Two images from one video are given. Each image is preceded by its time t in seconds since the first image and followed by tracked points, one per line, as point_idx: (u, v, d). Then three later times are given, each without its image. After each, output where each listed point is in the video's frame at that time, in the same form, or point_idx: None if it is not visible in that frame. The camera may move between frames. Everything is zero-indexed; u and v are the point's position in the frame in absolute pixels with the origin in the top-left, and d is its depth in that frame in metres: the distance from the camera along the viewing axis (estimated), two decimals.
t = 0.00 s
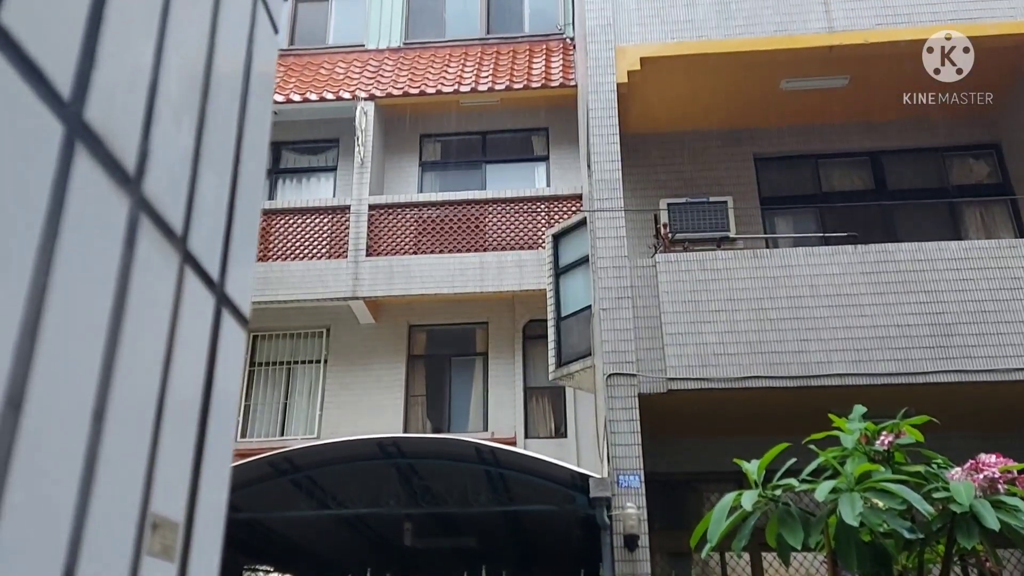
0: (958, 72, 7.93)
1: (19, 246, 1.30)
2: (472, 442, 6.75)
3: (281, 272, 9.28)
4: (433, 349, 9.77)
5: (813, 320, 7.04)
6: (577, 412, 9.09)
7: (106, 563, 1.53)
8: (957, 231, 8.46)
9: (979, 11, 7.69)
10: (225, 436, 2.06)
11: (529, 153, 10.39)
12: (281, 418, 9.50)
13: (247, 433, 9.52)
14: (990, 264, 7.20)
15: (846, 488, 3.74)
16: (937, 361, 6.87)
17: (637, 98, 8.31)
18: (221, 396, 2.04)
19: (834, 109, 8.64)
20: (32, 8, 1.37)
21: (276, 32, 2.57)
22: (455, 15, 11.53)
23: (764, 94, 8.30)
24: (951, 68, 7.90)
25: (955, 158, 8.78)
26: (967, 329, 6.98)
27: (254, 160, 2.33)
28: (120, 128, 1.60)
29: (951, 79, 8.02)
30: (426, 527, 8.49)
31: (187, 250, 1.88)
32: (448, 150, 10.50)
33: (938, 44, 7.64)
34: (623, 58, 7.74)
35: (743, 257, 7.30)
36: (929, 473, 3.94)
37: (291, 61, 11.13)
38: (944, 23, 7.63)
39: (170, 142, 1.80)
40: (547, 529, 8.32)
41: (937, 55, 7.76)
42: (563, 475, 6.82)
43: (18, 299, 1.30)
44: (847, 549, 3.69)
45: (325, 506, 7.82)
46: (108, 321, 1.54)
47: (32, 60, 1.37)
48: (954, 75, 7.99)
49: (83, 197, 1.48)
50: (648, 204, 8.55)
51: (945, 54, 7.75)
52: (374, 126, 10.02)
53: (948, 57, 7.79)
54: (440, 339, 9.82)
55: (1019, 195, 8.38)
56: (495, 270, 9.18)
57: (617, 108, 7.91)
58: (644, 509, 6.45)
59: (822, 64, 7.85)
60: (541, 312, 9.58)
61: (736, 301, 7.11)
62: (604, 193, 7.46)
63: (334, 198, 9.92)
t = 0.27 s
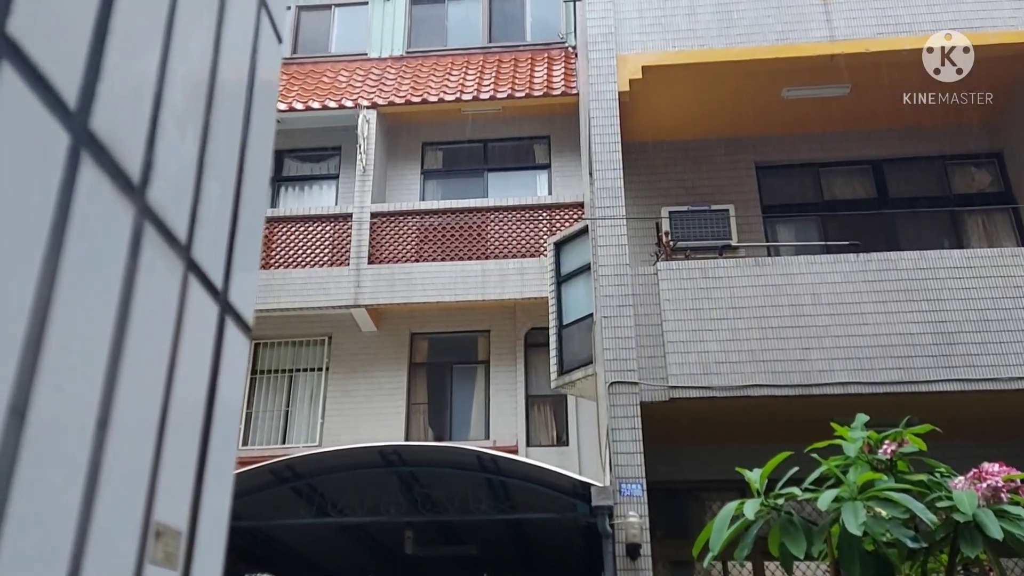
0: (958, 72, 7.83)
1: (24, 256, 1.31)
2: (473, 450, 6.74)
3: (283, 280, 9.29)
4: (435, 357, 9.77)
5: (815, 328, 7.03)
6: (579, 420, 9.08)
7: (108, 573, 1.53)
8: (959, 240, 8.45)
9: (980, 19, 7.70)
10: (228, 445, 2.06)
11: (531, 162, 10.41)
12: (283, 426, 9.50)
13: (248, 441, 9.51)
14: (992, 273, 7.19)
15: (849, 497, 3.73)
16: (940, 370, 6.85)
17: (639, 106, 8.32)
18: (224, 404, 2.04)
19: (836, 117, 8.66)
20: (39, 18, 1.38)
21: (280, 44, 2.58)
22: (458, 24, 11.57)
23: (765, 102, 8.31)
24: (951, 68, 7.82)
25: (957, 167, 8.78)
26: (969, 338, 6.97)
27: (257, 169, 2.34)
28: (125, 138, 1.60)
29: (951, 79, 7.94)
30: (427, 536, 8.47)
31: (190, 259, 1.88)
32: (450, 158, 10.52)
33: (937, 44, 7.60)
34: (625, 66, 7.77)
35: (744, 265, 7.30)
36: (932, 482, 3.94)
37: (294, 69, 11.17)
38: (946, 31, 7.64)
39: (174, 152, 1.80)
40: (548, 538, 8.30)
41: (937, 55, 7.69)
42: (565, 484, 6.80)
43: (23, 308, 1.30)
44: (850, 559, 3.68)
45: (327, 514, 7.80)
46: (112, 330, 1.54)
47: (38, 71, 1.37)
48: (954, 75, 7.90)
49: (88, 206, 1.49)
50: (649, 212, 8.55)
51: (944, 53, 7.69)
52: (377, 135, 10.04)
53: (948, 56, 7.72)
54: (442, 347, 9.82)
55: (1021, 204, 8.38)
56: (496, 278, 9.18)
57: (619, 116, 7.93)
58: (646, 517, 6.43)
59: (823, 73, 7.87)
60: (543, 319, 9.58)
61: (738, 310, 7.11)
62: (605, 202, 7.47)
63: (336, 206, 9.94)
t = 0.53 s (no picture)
0: (958, 72, 7.73)
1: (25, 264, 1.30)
2: (475, 458, 6.72)
3: (285, 286, 9.29)
4: (437, 364, 9.75)
5: (819, 335, 7.02)
6: (581, 427, 9.06)
7: None
8: (963, 247, 8.43)
9: (983, 26, 7.70)
10: (229, 453, 2.05)
11: (533, 168, 10.41)
12: (285, 432, 9.49)
13: (250, 447, 9.50)
14: (996, 280, 7.18)
15: (852, 504, 3.71)
16: (944, 377, 6.84)
17: (641, 113, 8.32)
18: (226, 412, 2.04)
19: (838, 124, 8.65)
20: (41, 26, 1.37)
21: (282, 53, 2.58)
22: (460, 31, 11.59)
23: (768, 109, 8.31)
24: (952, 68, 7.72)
25: (960, 173, 8.77)
26: (973, 345, 6.95)
27: (259, 175, 2.34)
28: (126, 146, 1.60)
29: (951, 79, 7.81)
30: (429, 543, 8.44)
31: (191, 266, 1.88)
32: (452, 165, 10.53)
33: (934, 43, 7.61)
34: (628, 73, 7.78)
35: (747, 272, 7.29)
36: (936, 489, 3.92)
37: (297, 76, 11.19)
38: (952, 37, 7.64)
39: (176, 160, 1.80)
40: (550, 545, 8.27)
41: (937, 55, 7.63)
42: (567, 491, 6.78)
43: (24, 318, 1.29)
44: (854, 566, 3.65)
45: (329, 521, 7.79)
46: (113, 340, 1.54)
47: (39, 79, 1.36)
48: (954, 75, 7.78)
49: (89, 215, 1.48)
50: (652, 219, 8.55)
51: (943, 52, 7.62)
52: (380, 141, 10.07)
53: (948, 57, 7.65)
54: (444, 354, 9.81)
55: None
56: (499, 284, 9.18)
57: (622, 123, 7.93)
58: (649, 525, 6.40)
59: (825, 80, 7.87)
60: (545, 326, 9.57)
61: (741, 317, 7.10)
62: (608, 209, 7.46)
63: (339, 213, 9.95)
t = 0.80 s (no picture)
0: (958, 72, 7.62)
1: (32, 279, 1.30)
2: (478, 468, 6.72)
3: (288, 296, 9.30)
4: (440, 374, 9.75)
5: (821, 346, 7.01)
6: (584, 437, 9.05)
7: None
8: (965, 256, 8.43)
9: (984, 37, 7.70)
10: (233, 467, 2.06)
11: (535, 178, 10.44)
12: (287, 442, 9.48)
13: (253, 457, 9.47)
14: (999, 290, 7.18)
15: (855, 515, 3.71)
16: (946, 388, 6.83)
17: (643, 123, 8.35)
18: (229, 425, 2.04)
19: (840, 135, 8.68)
20: (50, 43, 1.38)
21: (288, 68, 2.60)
22: (463, 42, 11.64)
23: (769, 119, 8.33)
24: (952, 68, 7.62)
25: (962, 184, 8.78)
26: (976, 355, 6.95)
27: (264, 188, 2.35)
28: (133, 162, 1.60)
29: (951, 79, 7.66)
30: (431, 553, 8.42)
31: (196, 280, 1.88)
32: (455, 175, 10.56)
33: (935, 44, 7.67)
34: (630, 84, 7.81)
35: (750, 282, 7.29)
36: (939, 500, 3.92)
37: (300, 87, 11.24)
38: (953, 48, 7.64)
39: (181, 174, 1.80)
40: (553, 556, 8.25)
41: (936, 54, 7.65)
42: (570, 501, 6.77)
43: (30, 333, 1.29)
44: None
45: (331, 532, 7.78)
46: (117, 354, 1.54)
47: (47, 96, 1.37)
48: (954, 75, 7.63)
49: (95, 230, 1.48)
50: (654, 229, 8.56)
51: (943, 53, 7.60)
52: (383, 151, 10.13)
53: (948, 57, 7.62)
54: (446, 364, 9.81)
55: None
56: (501, 294, 9.19)
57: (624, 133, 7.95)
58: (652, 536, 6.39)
59: (827, 90, 7.89)
60: (548, 336, 9.57)
61: (743, 327, 7.10)
62: (610, 219, 7.48)
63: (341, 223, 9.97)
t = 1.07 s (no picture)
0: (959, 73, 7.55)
1: (30, 298, 1.31)
2: (479, 479, 6.71)
3: (290, 307, 9.32)
4: (441, 384, 9.75)
5: (822, 355, 7.01)
6: (585, 448, 9.04)
7: None
8: (965, 265, 8.47)
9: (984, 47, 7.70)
10: (230, 484, 2.07)
11: (537, 188, 10.47)
12: (289, 453, 9.48)
13: (254, 469, 9.46)
14: (1001, 300, 7.16)
15: (858, 526, 3.70)
16: (948, 398, 6.82)
17: (644, 133, 8.37)
18: (226, 440, 2.05)
19: (839, 144, 8.70)
20: (48, 66, 1.38)
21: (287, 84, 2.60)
22: (465, 54, 11.68)
23: (770, 129, 8.35)
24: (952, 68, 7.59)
25: (963, 193, 8.79)
26: (978, 365, 6.93)
27: (262, 203, 2.35)
28: (130, 182, 1.61)
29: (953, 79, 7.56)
30: (433, 564, 8.40)
31: (193, 296, 1.89)
32: (456, 185, 10.59)
33: (937, 45, 7.73)
34: (630, 94, 7.85)
35: (751, 291, 7.29)
36: (942, 511, 3.91)
37: (302, 98, 11.28)
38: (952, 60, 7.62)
39: (179, 192, 1.80)
40: (554, 567, 8.23)
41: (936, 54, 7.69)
42: (571, 512, 6.76)
43: (27, 352, 1.30)
44: None
45: (331, 542, 7.77)
46: (114, 373, 1.54)
47: (43, 118, 1.37)
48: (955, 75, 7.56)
49: (91, 250, 1.49)
50: (655, 239, 8.57)
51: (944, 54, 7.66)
52: (384, 162, 10.15)
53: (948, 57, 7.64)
54: (448, 374, 9.81)
55: None
56: (502, 304, 9.20)
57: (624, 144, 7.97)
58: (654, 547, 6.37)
59: (826, 100, 7.92)
60: (549, 346, 9.57)
61: (744, 336, 7.10)
62: (611, 229, 7.49)
63: (343, 233, 9.99)
